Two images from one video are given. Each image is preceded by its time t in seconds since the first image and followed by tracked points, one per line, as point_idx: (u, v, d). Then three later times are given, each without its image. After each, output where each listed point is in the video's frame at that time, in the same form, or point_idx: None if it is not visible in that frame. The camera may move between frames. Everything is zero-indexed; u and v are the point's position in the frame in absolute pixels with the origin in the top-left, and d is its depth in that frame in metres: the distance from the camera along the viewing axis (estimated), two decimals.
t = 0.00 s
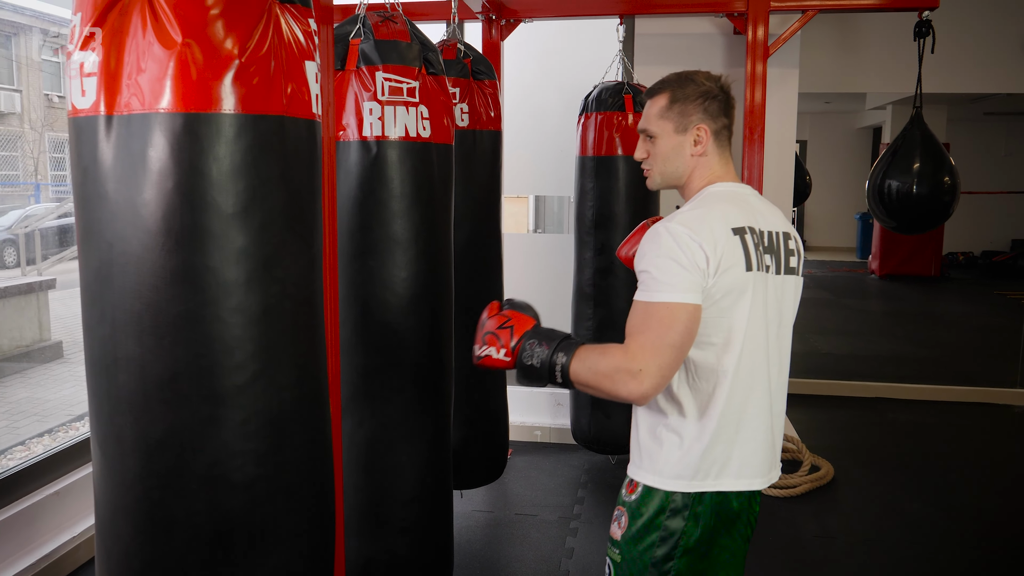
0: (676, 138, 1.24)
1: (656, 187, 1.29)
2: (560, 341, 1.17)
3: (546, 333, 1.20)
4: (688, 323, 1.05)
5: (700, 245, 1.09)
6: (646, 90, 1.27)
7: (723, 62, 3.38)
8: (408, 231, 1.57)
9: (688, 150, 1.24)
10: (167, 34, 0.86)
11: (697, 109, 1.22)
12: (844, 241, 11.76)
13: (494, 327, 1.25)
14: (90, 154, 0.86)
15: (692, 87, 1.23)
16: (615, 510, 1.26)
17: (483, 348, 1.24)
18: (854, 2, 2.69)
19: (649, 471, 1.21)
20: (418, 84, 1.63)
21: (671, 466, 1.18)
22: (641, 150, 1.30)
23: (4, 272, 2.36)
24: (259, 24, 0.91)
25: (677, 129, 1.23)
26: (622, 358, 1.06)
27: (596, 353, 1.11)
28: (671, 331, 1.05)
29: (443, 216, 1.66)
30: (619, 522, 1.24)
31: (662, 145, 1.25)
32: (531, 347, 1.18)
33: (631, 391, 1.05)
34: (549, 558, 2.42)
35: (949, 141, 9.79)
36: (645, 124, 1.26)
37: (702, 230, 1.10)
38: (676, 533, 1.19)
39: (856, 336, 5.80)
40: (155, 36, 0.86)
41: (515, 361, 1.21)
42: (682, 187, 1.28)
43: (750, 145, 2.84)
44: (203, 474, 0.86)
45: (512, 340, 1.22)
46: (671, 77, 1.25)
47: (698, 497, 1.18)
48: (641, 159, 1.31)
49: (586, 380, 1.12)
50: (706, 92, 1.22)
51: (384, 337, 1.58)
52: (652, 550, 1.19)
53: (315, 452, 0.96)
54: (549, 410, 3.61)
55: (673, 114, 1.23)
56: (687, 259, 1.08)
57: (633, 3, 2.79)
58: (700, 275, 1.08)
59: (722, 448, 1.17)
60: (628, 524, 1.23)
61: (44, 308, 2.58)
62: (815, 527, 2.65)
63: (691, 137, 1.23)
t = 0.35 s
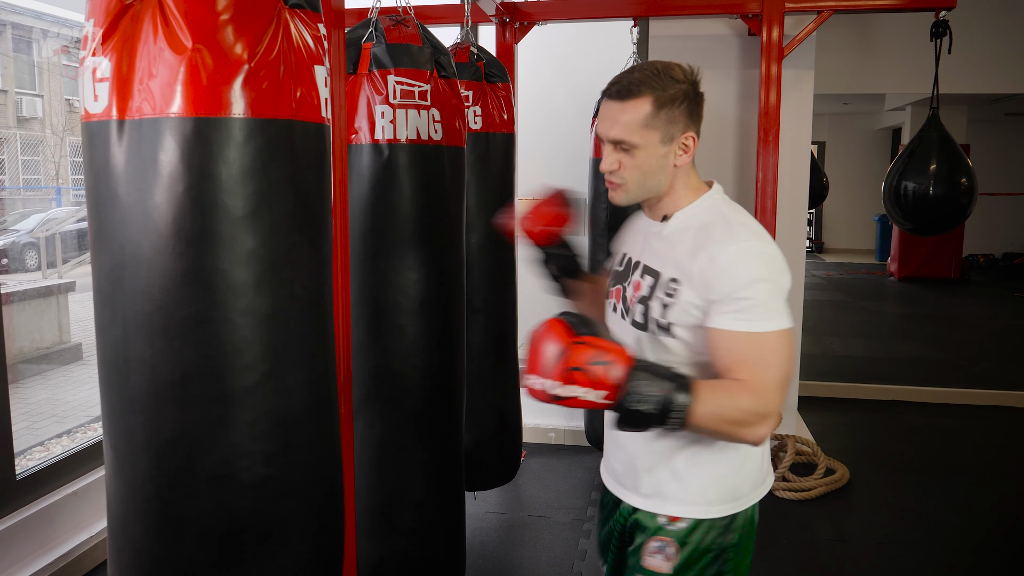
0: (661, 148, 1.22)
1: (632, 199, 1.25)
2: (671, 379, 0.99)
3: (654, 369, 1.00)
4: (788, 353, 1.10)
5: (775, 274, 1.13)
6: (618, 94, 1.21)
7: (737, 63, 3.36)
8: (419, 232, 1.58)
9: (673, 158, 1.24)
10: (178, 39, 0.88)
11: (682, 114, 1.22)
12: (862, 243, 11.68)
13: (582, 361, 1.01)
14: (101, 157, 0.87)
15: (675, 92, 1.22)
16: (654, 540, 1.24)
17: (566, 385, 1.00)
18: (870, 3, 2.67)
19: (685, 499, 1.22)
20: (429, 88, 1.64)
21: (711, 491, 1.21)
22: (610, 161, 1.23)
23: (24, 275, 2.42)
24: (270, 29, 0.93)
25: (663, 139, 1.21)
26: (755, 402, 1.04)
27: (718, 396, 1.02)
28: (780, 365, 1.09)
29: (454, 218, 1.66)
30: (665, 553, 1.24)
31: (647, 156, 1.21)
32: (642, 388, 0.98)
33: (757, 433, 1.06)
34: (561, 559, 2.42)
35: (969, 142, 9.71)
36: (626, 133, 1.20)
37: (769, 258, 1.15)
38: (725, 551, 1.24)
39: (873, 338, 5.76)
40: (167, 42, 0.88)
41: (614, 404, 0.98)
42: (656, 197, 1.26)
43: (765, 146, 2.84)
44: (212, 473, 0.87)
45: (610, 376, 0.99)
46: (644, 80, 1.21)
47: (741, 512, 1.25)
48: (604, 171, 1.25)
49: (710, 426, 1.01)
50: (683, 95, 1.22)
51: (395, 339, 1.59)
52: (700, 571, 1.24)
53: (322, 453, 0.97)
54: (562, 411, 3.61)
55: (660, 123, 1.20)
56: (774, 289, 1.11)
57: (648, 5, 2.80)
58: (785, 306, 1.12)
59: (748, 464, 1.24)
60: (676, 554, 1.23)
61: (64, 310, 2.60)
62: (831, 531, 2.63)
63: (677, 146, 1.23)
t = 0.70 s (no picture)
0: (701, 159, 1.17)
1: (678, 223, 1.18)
2: (761, 375, 1.12)
3: (746, 366, 1.12)
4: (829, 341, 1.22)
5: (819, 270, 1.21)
6: (662, 113, 1.12)
7: (737, 60, 3.35)
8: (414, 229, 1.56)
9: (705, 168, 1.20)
10: (166, 31, 0.85)
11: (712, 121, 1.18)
12: (862, 241, 11.67)
13: (692, 357, 1.09)
14: (84, 150, 0.85)
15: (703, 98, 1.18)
16: (693, 540, 1.22)
17: (677, 381, 1.09)
18: None
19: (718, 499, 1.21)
20: (426, 85, 1.63)
21: (744, 491, 1.22)
22: (656, 187, 1.14)
23: (20, 274, 2.39)
24: (259, 30, 0.91)
25: (703, 148, 1.17)
26: (826, 393, 1.15)
27: (798, 391, 1.13)
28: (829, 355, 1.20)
29: (450, 217, 1.65)
30: (705, 553, 1.22)
31: (693, 171, 1.16)
32: (741, 384, 1.10)
33: (819, 420, 1.18)
34: (561, 560, 2.40)
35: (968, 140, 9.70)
36: (679, 154, 1.13)
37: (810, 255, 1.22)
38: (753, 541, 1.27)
39: (874, 336, 5.75)
40: (156, 34, 0.85)
41: (713, 398, 1.10)
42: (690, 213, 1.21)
43: (764, 143, 2.82)
44: (184, 478, 0.84)
45: (716, 372, 1.09)
46: (677, 90, 1.14)
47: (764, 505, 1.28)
48: (645, 199, 1.15)
49: (787, 418, 1.14)
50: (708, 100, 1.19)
51: (393, 338, 1.57)
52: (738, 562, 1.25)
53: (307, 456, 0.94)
54: (562, 410, 3.59)
55: (700, 134, 1.15)
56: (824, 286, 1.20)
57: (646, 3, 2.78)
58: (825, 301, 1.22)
59: (767, 463, 1.27)
60: (716, 552, 1.22)
61: (61, 310, 2.60)
62: (831, 530, 2.62)
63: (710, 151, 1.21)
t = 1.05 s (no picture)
0: (695, 121, 1.20)
1: (665, 182, 1.22)
2: (701, 365, 1.06)
3: (679, 350, 1.07)
4: (829, 349, 1.05)
5: (819, 268, 1.07)
6: (647, 73, 1.22)
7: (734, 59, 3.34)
8: (417, 233, 1.55)
9: (709, 135, 1.21)
10: (151, 31, 0.80)
11: (716, 89, 1.20)
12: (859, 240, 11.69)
13: (607, 334, 1.09)
14: (45, 144, 0.77)
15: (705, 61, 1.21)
16: (671, 553, 1.19)
17: (592, 356, 1.10)
18: None
19: (689, 507, 1.18)
20: (423, 86, 1.62)
21: (719, 501, 1.16)
22: (644, 141, 1.21)
23: (14, 279, 2.35)
24: (244, 33, 0.88)
25: (698, 110, 1.19)
26: (787, 400, 1.01)
27: (742, 388, 1.03)
28: (819, 363, 1.03)
29: (451, 220, 1.64)
30: (684, 567, 1.18)
31: (678, 131, 1.19)
32: (665, 370, 1.06)
33: (789, 431, 1.04)
34: (561, 563, 2.39)
35: (964, 137, 9.72)
36: (657, 109, 1.19)
37: (815, 253, 1.09)
38: (747, 566, 1.18)
39: (872, 334, 5.75)
40: (137, 30, 0.80)
41: (635, 378, 1.08)
42: (693, 179, 1.23)
43: (762, 142, 2.81)
44: (153, 493, 0.77)
45: (637, 352, 1.07)
46: (670, 52, 1.21)
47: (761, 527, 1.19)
48: (638, 153, 1.22)
49: (734, 417, 1.04)
50: (717, 70, 1.22)
51: (392, 343, 1.56)
52: None
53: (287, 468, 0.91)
54: (561, 412, 3.58)
55: (693, 94, 1.19)
56: (819, 285, 1.05)
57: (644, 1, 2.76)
58: (827, 304, 1.06)
59: (760, 481, 1.17)
60: (693, 567, 1.17)
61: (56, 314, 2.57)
62: (832, 530, 2.60)
63: (713, 118, 1.21)
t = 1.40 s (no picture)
0: (692, 131, 1.21)
1: (667, 185, 1.26)
2: (629, 352, 1.19)
3: (616, 339, 1.22)
4: (754, 348, 1.02)
5: (748, 269, 1.03)
6: (660, 83, 1.25)
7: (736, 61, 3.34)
8: (419, 238, 1.55)
9: (707, 144, 1.21)
10: (164, 37, 0.80)
11: (715, 100, 1.19)
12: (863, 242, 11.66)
13: (564, 322, 1.29)
14: (60, 152, 0.77)
15: (709, 77, 1.20)
16: (654, 535, 1.24)
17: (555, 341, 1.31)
18: None
19: (664, 486, 1.22)
20: (427, 90, 1.62)
21: (683, 483, 1.18)
22: (652, 146, 1.26)
23: (19, 284, 2.36)
24: (254, 36, 0.88)
25: (694, 121, 1.20)
26: (689, 389, 1.04)
27: (659, 376, 1.10)
28: (737, 360, 1.02)
29: (454, 224, 1.63)
30: (661, 549, 1.22)
31: (676, 139, 1.22)
32: (599, 356, 1.21)
33: (701, 422, 1.05)
34: (566, 567, 2.38)
35: (968, 138, 9.70)
36: (659, 118, 1.23)
37: (749, 253, 1.04)
38: (721, 560, 1.16)
39: (877, 336, 5.74)
40: (150, 36, 0.80)
41: (583, 360, 1.25)
42: (696, 185, 1.25)
43: (765, 144, 2.80)
44: (178, 497, 0.78)
45: (583, 339, 1.26)
46: (683, 67, 1.22)
47: (739, 524, 1.15)
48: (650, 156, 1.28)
49: (654, 402, 1.11)
50: (723, 81, 1.20)
51: (396, 347, 1.56)
52: None
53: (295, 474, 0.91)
54: (565, 415, 3.58)
55: (690, 106, 1.21)
56: (742, 286, 1.02)
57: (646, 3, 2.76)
58: (755, 305, 1.02)
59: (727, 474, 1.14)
60: (667, 551, 1.21)
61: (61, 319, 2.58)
62: (837, 534, 2.59)
63: (708, 130, 1.20)
